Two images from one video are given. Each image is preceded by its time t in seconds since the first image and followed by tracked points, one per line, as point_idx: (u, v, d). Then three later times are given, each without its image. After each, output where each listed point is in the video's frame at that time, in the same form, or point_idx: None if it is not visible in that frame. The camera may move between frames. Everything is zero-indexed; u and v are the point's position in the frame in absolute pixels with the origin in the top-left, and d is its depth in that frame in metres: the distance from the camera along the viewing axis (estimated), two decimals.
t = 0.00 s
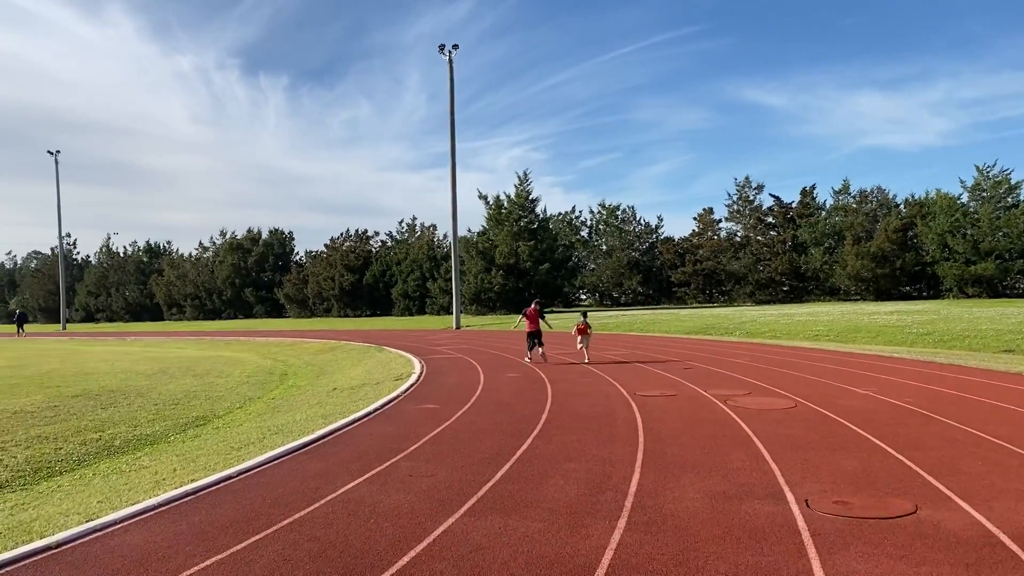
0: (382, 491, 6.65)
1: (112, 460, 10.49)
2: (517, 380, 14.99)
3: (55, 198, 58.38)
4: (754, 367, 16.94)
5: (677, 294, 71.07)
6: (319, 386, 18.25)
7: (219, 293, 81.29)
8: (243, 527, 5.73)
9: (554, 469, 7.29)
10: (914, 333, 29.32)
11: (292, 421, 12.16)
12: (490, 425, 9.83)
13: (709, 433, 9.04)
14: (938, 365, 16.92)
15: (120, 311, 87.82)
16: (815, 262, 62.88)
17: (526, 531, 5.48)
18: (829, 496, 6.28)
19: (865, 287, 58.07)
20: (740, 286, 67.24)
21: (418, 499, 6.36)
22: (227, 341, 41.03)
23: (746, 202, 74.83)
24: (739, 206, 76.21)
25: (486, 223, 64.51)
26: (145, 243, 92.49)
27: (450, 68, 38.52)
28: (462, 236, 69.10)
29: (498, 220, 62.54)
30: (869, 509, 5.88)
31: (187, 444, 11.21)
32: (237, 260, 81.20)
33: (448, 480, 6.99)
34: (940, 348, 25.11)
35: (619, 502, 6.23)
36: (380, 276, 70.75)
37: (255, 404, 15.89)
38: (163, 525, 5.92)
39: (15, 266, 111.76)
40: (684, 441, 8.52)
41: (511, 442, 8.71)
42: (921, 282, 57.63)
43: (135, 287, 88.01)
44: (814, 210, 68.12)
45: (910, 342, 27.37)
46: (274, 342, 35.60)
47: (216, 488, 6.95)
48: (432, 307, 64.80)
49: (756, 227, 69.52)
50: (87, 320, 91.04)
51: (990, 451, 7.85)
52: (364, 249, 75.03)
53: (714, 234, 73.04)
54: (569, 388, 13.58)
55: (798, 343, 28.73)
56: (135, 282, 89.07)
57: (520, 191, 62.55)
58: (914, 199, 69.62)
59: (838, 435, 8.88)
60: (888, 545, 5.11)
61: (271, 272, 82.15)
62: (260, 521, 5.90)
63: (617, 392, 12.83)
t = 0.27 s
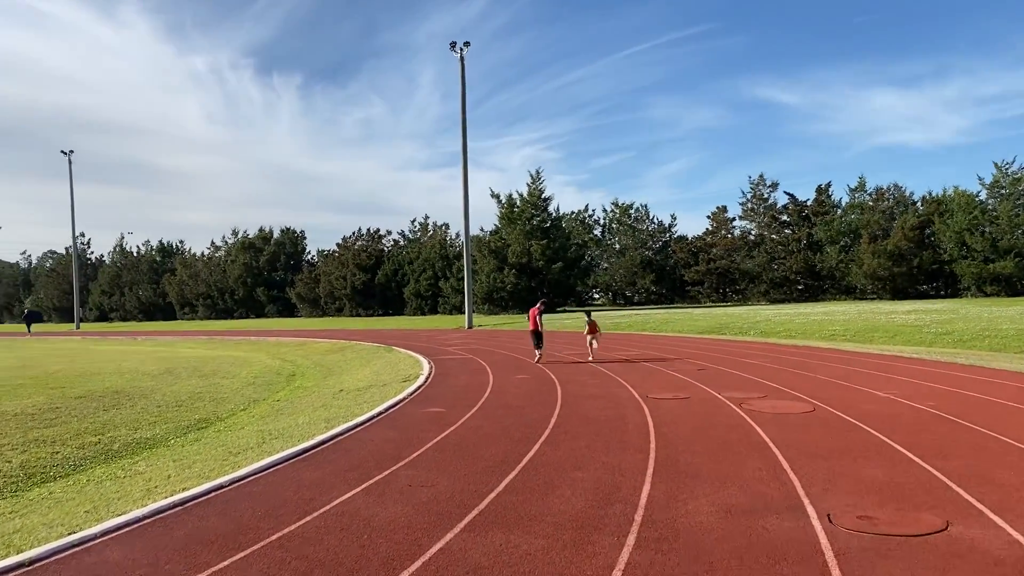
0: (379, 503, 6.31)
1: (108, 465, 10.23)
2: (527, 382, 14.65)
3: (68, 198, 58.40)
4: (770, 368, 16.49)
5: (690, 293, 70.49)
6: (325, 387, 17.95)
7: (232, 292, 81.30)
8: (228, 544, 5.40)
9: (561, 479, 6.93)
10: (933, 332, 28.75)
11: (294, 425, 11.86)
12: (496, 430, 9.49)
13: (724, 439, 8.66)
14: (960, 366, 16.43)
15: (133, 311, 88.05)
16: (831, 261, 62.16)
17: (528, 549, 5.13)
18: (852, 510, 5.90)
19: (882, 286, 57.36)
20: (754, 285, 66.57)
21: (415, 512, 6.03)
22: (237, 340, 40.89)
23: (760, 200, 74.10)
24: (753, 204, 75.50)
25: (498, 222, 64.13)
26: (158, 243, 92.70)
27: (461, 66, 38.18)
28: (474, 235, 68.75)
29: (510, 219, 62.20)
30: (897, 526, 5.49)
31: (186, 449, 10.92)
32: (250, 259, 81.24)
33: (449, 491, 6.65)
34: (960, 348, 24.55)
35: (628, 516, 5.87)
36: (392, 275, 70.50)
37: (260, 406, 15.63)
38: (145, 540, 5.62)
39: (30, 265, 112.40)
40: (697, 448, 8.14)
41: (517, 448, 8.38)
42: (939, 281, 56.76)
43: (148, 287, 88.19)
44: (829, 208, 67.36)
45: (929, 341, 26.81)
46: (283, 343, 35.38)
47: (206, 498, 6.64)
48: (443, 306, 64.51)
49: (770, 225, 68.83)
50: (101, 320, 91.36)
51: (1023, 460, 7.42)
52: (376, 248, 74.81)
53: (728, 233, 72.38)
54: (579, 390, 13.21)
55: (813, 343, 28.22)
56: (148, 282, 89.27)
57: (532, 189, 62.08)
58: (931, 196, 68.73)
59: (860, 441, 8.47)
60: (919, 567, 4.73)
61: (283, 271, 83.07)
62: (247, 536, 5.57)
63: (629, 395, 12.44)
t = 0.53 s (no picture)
0: (368, 514, 5.99)
1: (98, 470, 9.96)
2: (532, 383, 14.33)
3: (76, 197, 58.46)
4: (781, 370, 16.09)
5: (700, 292, 70.02)
6: (327, 389, 17.66)
7: (240, 292, 81.27)
8: (204, 559, 5.09)
9: (561, 489, 6.59)
10: (947, 333, 28.24)
11: (291, 429, 11.54)
12: (497, 435, 9.16)
13: (734, 446, 8.29)
14: (977, 368, 16.00)
15: (142, 310, 88.17)
16: (842, 260, 61.58)
17: (523, 566, 4.80)
18: (870, 524, 5.54)
19: (894, 285, 56.75)
20: (765, 284, 66.03)
21: (406, 525, 5.70)
22: (243, 340, 40.70)
23: (771, 199, 73.52)
24: (763, 203, 74.93)
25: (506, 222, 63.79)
26: (166, 243, 92.80)
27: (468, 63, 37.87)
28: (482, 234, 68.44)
29: (518, 218, 61.81)
30: (919, 542, 5.13)
31: (179, 453, 10.63)
32: (258, 259, 81.17)
33: (442, 502, 6.32)
34: (975, 349, 24.05)
35: (631, 530, 5.52)
36: (399, 274, 70.26)
37: (259, 407, 15.35)
38: (118, 554, 5.31)
39: (40, 264, 112.83)
40: (705, 456, 7.78)
41: (517, 455, 8.05)
42: (952, 280, 56.09)
43: (156, 286, 88.29)
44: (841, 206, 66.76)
45: (943, 342, 26.32)
46: (289, 342, 35.14)
47: (188, 508, 6.33)
48: (451, 306, 64.26)
49: (781, 224, 68.23)
50: (111, 319, 91.52)
51: None
52: (384, 248, 74.62)
53: (738, 232, 71.82)
54: (584, 393, 12.87)
55: (825, 343, 27.76)
56: (157, 282, 89.38)
57: (541, 188, 61.72)
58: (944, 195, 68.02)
59: (876, 448, 8.09)
60: None
61: (292, 271, 82.68)
62: (225, 550, 5.26)
63: (636, 398, 12.08)
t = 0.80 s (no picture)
0: (352, 526, 5.67)
1: (84, 473, 9.67)
2: (532, 384, 14.01)
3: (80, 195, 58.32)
4: (787, 370, 15.70)
5: (706, 291, 69.57)
6: (325, 388, 17.33)
7: (245, 290, 81.11)
8: None
9: (559, 498, 6.25)
10: (957, 332, 27.77)
11: (285, 430, 11.22)
12: (494, 439, 8.83)
13: (740, 452, 7.94)
14: (989, 368, 15.58)
15: (147, 308, 88.13)
16: (850, 259, 61.03)
17: None
18: (885, 540, 5.19)
19: (902, 284, 56.28)
20: (772, 283, 65.59)
21: (392, 538, 5.37)
22: (245, 338, 40.48)
23: (778, 197, 72.94)
24: (770, 201, 74.38)
25: (511, 220, 63.38)
26: (171, 241, 92.68)
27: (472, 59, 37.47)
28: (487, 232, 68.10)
29: (523, 216, 61.40)
30: (938, 559, 4.80)
31: (168, 456, 10.31)
32: (263, 257, 81.01)
33: (432, 512, 5.98)
34: (986, 349, 23.61)
35: (630, 544, 5.20)
36: (404, 273, 69.98)
37: (256, 407, 15.04)
38: (85, 568, 5.00)
39: (45, 262, 112.91)
40: (711, 463, 7.43)
41: (515, 461, 7.72)
42: (961, 279, 55.52)
43: (161, 284, 88.17)
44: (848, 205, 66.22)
45: (953, 342, 25.87)
46: (291, 341, 34.83)
47: (163, 519, 6.01)
48: (456, 304, 63.93)
49: (788, 223, 67.67)
50: (116, 317, 91.48)
51: None
52: (389, 246, 74.32)
53: (745, 230, 71.32)
54: (586, 394, 12.53)
55: (833, 343, 27.33)
56: (162, 279, 89.27)
57: (546, 186, 61.32)
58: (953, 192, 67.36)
59: (890, 454, 7.72)
60: None
61: (296, 270, 82.43)
62: (198, 566, 4.95)
63: (639, 400, 11.74)
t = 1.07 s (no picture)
0: (331, 540, 5.33)
1: (63, 477, 9.32)
2: (529, 385, 13.68)
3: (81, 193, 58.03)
4: (791, 371, 15.33)
5: (709, 291, 69.23)
6: (319, 389, 16.97)
7: (246, 288, 80.87)
8: None
9: (552, 509, 5.91)
10: (963, 333, 27.38)
11: (273, 434, 10.87)
12: (487, 444, 8.48)
13: (744, 459, 7.60)
14: (998, 370, 15.21)
15: (148, 307, 87.94)
16: (854, 258, 60.55)
17: None
18: (900, 557, 4.84)
19: (906, 284, 55.86)
20: (775, 283, 65.26)
21: (371, 553, 5.03)
22: (244, 337, 40.13)
23: (781, 196, 72.50)
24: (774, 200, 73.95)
25: (513, 219, 63.03)
26: (172, 239, 92.42)
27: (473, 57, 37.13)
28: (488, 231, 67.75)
29: (525, 215, 61.04)
30: None
31: (152, 459, 9.97)
32: (264, 255, 80.82)
33: (416, 524, 5.64)
34: (993, 350, 23.23)
35: (627, 560, 4.85)
36: (405, 271, 69.77)
37: (247, 408, 14.68)
38: None
39: (47, 260, 112.80)
40: (713, 471, 7.09)
41: (507, 468, 7.38)
42: (965, 279, 55.09)
43: (162, 283, 87.95)
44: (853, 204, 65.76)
45: (960, 343, 25.48)
46: (289, 340, 34.49)
47: (131, 531, 5.67)
48: (457, 303, 63.62)
49: (791, 222, 67.22)
50: (117, 316, 91.29)
51: None
52: (390, 245, 73.99)
53: (748, 230, 70.92)
54: (585, 396, 12.17)
55: (838, 344, 26.95)
56: (163, 278, 89.04)
57: (548, 185, 60.97)
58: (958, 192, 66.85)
59: (900, 462, 7.37)
60: None
61: (298, 268, 82.14)
62: None
63: (639, 403, 11.40)
